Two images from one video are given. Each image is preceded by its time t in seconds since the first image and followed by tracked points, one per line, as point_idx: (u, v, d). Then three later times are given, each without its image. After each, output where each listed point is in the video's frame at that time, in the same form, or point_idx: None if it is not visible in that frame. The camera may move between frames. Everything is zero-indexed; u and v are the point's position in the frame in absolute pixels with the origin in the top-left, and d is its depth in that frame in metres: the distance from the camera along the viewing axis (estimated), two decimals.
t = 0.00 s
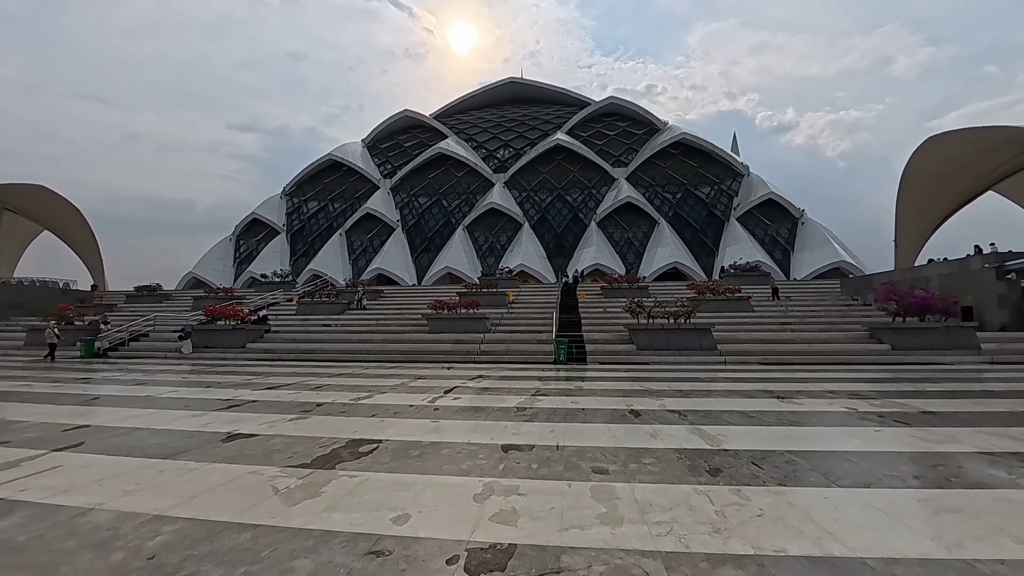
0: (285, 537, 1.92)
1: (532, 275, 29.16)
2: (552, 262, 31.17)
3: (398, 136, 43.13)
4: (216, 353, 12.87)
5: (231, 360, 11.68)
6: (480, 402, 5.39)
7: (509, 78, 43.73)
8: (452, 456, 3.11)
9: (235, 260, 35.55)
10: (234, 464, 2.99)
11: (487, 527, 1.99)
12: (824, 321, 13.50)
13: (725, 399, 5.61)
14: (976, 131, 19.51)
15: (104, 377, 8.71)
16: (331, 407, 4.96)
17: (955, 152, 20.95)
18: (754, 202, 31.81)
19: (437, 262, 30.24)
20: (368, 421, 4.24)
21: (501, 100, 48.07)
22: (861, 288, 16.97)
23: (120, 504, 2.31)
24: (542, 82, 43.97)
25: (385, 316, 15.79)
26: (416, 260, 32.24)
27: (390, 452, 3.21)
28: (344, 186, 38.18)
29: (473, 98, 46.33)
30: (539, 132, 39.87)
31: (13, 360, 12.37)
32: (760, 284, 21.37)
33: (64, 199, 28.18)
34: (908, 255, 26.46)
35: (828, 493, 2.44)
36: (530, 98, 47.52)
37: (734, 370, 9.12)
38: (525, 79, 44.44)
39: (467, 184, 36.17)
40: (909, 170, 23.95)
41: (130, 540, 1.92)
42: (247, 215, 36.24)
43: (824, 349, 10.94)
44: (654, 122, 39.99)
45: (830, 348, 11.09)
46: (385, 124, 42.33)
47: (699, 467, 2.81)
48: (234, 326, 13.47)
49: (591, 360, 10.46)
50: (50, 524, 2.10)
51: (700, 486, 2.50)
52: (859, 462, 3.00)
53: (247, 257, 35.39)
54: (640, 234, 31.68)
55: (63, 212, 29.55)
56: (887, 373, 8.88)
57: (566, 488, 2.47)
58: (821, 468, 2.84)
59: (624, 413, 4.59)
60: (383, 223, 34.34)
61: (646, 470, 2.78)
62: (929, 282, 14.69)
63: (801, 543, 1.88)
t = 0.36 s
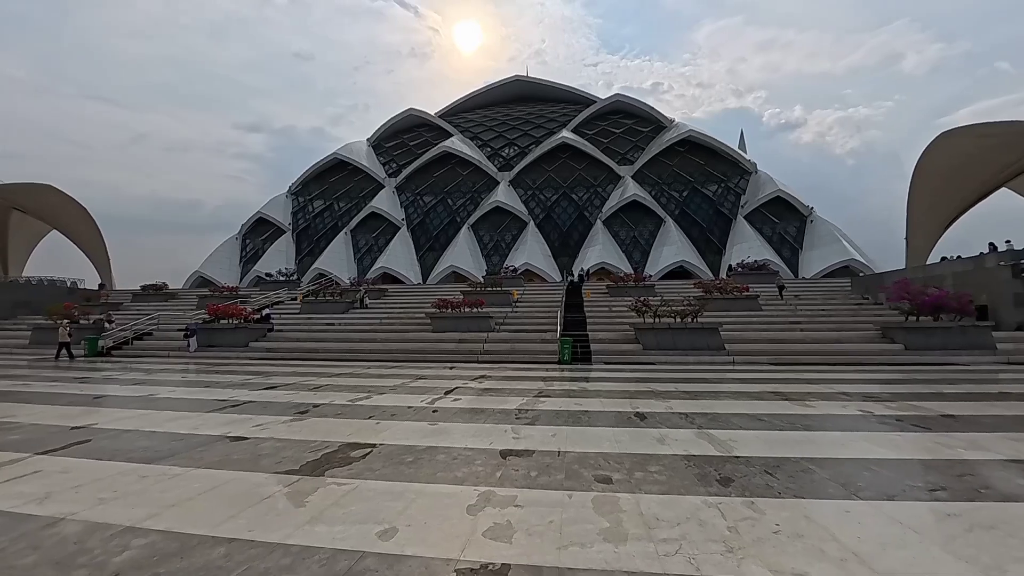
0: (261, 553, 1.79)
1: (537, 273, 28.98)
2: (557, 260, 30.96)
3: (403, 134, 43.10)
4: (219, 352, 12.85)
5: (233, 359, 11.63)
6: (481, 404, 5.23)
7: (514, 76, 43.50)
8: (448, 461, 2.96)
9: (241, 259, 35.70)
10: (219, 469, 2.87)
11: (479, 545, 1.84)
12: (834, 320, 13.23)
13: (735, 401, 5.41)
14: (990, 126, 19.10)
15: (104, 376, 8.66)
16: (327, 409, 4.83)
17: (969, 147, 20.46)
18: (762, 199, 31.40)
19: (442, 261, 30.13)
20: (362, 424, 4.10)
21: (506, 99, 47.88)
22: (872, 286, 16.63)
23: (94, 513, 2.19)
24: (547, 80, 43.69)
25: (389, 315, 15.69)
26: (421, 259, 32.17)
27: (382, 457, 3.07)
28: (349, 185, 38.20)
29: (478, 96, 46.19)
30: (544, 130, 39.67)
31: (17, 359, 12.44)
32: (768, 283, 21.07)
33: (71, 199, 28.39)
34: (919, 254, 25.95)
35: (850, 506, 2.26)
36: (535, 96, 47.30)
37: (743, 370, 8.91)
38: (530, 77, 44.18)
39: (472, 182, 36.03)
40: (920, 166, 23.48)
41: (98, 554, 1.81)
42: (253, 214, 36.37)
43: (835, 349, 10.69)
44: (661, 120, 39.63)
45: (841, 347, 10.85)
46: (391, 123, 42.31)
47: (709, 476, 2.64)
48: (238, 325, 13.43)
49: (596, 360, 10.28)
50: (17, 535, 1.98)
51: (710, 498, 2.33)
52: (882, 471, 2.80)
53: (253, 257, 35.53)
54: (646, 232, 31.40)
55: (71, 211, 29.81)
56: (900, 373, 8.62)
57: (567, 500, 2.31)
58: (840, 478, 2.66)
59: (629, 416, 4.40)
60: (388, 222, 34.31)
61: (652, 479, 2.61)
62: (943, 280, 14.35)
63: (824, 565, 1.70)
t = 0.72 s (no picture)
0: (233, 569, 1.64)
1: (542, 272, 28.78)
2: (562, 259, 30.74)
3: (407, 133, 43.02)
4: (221, 350, 12.81)
5: (235, 358, 11.56)
6: (482, 403, 5.05)
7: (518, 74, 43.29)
8: (443, 466, 2.80)
9: (246, 257, 35.80)
10: (202, 474, 2.73)
11: (471, 562, 1.67)
12: (844, 319, 12.96)
13: (745, 401, 5.21)
14: (1004, 121, 18.67)
15: (104, 374, 8.60)
16: (323, 409, 4.68)
17: (982, 141, 19.99)
18: (769, 197, 31.01)
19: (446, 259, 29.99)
20: (357, 425, 3.95)
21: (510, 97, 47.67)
22: (883, 284, 16.31)
23: (63, 523, 2.07)
24: (552, 78, 43.45)
25: (392, 313, 15.58)
26: (425, 257, 32.07)
27: (373, 460, 2.91)
28: (354, 184, 38.18)
29: (483, 94, 46.03)
30: (549, 128, 39.43)
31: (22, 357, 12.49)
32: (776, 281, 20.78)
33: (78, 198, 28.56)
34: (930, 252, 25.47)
35: (880, 521, 2.06)
36: (539, 94, 47.05)
37: (752, 370, 8.69)
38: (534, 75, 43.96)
39: (476, 180, 35.89)
40: (932, 162, 23.02)
41: (57, 568, 1.67)
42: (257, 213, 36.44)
43: (846, 349, 10.44)
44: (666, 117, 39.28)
45: (852, 347, 10.59)
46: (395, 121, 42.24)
47: (722, 484, 2.46)
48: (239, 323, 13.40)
49: (601, 359, 10.08)
50: None
51: (725, 508, 2.15)
52: (909, 479, 2.61)
53: (257, 255, 35.60)
54: (651, 230, 31.12)
55: (77, 210, 29.98)
56: (914, 373, 8.38)
57: (569, 510, 2.14)
58: (865, 486, 2.46)
59: (635, 417, 4.23)
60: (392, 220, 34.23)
61: (661, 487, 2.43)
62: (956, 278, 14.00)
63: None
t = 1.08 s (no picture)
0: None
1: (543, 271, 28.57)
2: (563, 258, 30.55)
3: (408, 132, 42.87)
4: (217, 351, 12.67)
5: (231, 359, 11.41)
6: (479, 407, 4.86)
7: (519, 73, 43.09)
8: (433, 478, 2.63)
9: (246, 257, 35.70)
10: (176, 487, 2.57)
11: None
12: (850, 318, 12.75)
13: (753, 404, 5.00)
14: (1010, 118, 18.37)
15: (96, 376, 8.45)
16: (313, 415, 4.50)
17: (987, 139, 19.70)
18: (772, 195, 30.76)
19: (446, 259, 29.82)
20: (346, 432, 3.77)
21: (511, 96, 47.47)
22: (888, 284, 16.09)
23: (15, 546, 1.91)
24: (553, 77, 43.25)
25: (391, 313, 15.41)
26: (425, 256, 31.89)
27: (359, 472, 2.74)
28: (354, 183, 38.05)
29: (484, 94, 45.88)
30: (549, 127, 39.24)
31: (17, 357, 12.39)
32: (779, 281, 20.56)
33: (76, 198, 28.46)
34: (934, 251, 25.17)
35: (911, 544, 1.87)
36: (540, 93, 46.85)
37: (757, 371, 8.49)
38: (535, 74, 43.76)
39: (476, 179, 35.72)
40: (937, 160, 22.72)
41: None
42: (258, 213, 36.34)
43: (853, 349, 10.23)
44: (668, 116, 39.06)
45: (859, 347, 10.39)
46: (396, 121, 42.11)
47: (734, 501, 2.27)
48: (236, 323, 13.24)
49: (603, 359, 9.90)
50: None
51: (738, 529, 1.96)
52: (935, 493, 2.42)
53: (257, 255, 35.52)
54: (653, 229, 30.91)
55: (77, 211, 29.87)
56: (923, 375, 8.17)
57: (568, 530, 1.95)
58: (889, 502, 2.27)
59: (638, 423, 4.04)
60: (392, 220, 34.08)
61: (668, 503, 2.25)
62: (963, 277, 13.76)
63: None
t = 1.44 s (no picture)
0: None
1: (543, 271, 28.39)
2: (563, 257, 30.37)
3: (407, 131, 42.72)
4: (212, 351, 12.53)
5: (226, 359, 11.24)
6: (473, 410, 4.69)
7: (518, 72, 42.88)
8: (418, 488, 2.46)
9: (245, 257, 35.53)
10: (143, 498, 2.42)
11: None
12: (854, 317, 12.57)
13: (757, 406, 4.82)
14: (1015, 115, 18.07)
15: (86, 377, 8.30)
16: (300, 418, 4.33)
17: (992, 136, 19.39)
18: (772, 194, 30.57)
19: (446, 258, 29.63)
20: (332, 436, 3.61)
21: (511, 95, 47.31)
22: (891, 282, 15.90)
23: None
24: (553, 76, 43.05)
25: (388, 313, 15.23)
26: (425, 256, 31.71)
27: (340, 481, 2.58)
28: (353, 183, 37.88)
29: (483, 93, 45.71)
30: (549, 125, 39.06)
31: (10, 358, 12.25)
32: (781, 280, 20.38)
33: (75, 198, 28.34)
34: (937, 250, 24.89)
35: (937, 564, 1.69)
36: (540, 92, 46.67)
37: (760, 371, 8.32)
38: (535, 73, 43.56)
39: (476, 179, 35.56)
40: (940, 157, 22.41)
41: None
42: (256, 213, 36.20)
43: (857, 349, 10.04)
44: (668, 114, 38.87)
45: (864, 347, 10.19)
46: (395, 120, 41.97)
47: (741, 513, 2.10)
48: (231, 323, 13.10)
49: (603, 359, 9.73)
50: None
51: (747, 549, 1.79)
52: (962, 505, 2.23)
53: (256, 255, 35.36)
54: (653, 228, 30.73)
55: (75, 211, 29.76)
56: (931, 375, 7.98)
57: (559, 550, 1.77)
58: (908, 515, 2.10)
59: (638, 426, 3.86)
60: (392, 220, 33.93)
61: (670, 516, 2.07)
62: (968, 275, 13.55)
63: None
